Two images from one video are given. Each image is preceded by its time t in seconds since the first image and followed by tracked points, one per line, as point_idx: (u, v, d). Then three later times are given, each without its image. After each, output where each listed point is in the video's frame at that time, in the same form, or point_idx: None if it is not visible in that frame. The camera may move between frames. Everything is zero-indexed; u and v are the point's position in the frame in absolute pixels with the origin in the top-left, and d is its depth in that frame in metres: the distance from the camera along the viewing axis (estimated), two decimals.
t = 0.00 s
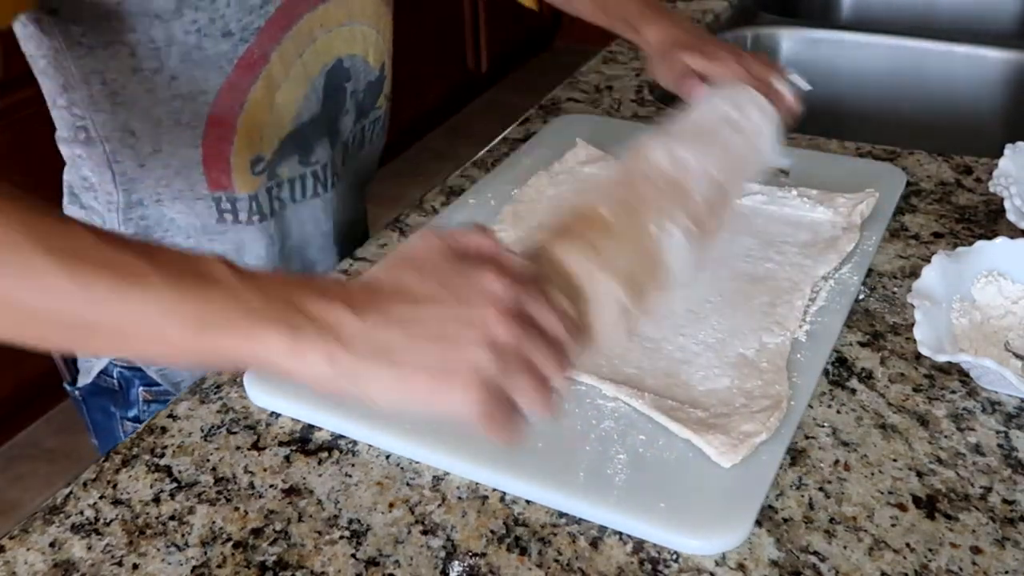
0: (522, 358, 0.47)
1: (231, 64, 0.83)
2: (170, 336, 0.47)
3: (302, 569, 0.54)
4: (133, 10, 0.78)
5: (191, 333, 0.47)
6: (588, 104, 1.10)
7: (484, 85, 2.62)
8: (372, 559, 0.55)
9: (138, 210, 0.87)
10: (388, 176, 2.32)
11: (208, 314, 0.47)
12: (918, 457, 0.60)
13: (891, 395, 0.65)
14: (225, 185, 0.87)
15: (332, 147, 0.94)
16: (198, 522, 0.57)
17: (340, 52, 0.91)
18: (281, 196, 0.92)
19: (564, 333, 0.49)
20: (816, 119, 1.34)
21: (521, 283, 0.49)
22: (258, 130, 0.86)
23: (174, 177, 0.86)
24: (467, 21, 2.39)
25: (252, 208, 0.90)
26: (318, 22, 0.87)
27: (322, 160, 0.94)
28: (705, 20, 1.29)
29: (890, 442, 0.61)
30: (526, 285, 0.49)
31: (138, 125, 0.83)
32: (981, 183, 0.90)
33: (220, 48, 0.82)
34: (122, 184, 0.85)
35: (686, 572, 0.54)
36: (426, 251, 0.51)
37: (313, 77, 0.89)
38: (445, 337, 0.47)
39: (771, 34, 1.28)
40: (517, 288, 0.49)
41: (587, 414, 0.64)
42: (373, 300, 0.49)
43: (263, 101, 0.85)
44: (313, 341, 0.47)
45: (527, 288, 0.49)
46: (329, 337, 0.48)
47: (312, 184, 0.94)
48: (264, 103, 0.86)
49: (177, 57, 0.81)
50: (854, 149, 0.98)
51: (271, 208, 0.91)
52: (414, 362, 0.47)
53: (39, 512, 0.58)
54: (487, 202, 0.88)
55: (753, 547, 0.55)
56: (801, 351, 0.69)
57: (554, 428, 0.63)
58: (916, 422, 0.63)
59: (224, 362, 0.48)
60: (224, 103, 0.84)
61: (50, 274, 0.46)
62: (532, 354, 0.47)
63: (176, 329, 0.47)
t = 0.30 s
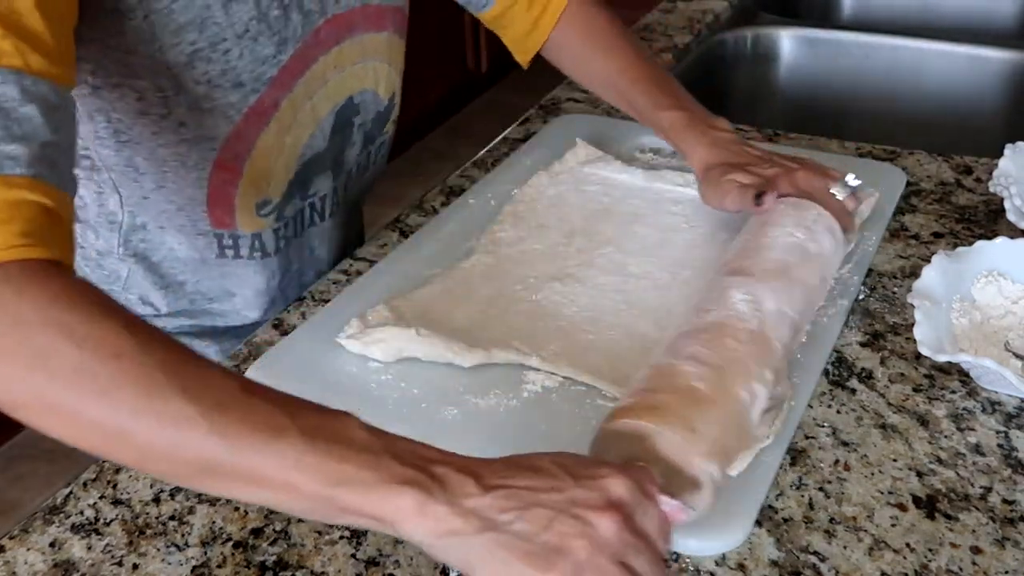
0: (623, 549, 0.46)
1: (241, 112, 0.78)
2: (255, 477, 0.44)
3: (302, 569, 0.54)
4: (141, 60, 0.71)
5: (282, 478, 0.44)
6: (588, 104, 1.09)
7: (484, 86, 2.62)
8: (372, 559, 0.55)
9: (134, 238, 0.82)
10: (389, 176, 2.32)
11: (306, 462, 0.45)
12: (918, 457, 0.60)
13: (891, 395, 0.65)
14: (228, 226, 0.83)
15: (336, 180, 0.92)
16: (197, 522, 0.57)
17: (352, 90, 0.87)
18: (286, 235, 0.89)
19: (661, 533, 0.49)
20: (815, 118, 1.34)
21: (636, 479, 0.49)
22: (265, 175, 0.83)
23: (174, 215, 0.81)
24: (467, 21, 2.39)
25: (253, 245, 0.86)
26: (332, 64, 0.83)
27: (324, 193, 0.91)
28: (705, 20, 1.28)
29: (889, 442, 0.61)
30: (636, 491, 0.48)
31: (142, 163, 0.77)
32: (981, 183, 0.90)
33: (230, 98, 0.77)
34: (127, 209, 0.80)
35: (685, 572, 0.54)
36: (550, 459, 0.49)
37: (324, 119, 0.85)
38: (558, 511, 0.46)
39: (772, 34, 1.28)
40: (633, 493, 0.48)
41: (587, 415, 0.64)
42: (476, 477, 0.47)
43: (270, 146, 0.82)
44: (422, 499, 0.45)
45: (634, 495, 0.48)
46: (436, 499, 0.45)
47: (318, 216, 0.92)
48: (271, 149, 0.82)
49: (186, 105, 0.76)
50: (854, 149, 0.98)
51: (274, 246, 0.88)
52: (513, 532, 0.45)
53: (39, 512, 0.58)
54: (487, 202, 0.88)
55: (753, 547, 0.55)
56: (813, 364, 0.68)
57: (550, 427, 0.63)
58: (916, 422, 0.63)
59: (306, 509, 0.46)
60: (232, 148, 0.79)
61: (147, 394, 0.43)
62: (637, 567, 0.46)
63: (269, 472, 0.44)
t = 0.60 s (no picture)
0: (417, 484, 0.49)
1: (225, 109, 0.77)
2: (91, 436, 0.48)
3: (302, 569, 0.54)
4: (122, 57, 0.70)
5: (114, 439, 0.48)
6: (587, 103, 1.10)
7: (484, 86, 2.63)
8: (372, 559, 0.55)
9: (126, 234, 0.82)
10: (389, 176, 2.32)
11: (140, 424, 0.49)
12: (918, 457, 0.60)
13: (891, 395, 0.65)
14: (215, 223, 0.83)
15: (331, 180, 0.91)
16: (198, 522, 0.57)
17: (341, 88, 0.86)
18: (277, 234, 0.88)
19: (469, 470, 0.51)
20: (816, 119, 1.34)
21: (432, 423, 0.52)
22: (251, 172, 0.81)
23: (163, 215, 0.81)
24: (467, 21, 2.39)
25: (240, 242, 0.86)
26: (319, 61, 0.83)
27: (320, 195, 0.90)
28: (705, 20, 1.28)
29: (889, 442, 0.61)
30: (431, 432, 0.51)
31: (128, 161, 0.78)
32: (981, 183, 0.90)
33: (215, 94, 0.76)
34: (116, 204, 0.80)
35: (685, 572, 0.54)
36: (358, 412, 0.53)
37: (314, 117, 0.84)
38: (356, 452, 0.50)
39: (772, 34, 1.28)
40: (428, 432, 0.51)
41: (587, 416, 0.64)
42: (297, 436, 0.51)
43: (258, 144, 0.80)
44: (246, 457, 0.49)
45: (428, 435, 0.51)
46: (257, 453, 0.49)
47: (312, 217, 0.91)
48: (260, 146, 0.80)
49: (172, 100, 0.75)
50: (854, 149, 0.98)
51: (262, 243, 0.88)
52: (317, 476, 0.49)
53: (39, 512, 0.58)
54: (487, 202, 0.88)
55: (753, 547, 0.55)
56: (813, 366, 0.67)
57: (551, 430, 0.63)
58: (916, 422, 0.63)
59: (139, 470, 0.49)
60: (218, 144, 0.78)
61: None
62: (432, 498, 0.49)
63: (104, 433, 0.48)
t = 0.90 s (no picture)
0: (286, 427, 0.53)
1: (189, 89, 0.78)
2: None
3: (302, 569, 0.54)
4: (86, 35, 0.73)
5: (13, 382, 0.52)
6: (588, 104, 1.10)
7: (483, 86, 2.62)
8: (372, 559, 0.55)
9: (103, 217, 0.82)
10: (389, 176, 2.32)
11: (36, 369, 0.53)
12: (918, 457, 0.60)
13: (891, 395, 0.65)
14: (186, 202, 0.83)
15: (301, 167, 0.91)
16: (197, 522, 0.57)
17: (310, 73, 0.87)
18: (249, 215, 0.88)
19: (340, 420, 0.55)
20: (816, 120, 1.34)
21: (308, 375, 0.56)
22: (219, 152, 0.82)
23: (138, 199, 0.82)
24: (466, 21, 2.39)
25: (212, 222, 0.85)
26: (285, 45, 0.83)
27: (287, 180, 0.89)
28: (705, 20, 1.28)
29: (889, 442, 0.61)
30: (305, 382, 0.56)
31: (99, 142, 0.78)
32: (981, 183, 0.90)
33: (178, 74, 0.77)
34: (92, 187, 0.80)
35: (685, 572, 0.54)
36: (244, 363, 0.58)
37: (281, 100, 0.85)
38: (231, 396, 0.54)
39: (772, 34, 1.28)
40: (301, 381, 0.56)
41: (569, 414, 0.63)
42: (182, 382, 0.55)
43: (224, 124, 0.81)
44: (131, 399, 0.53)
45: (301, 385, 0.55)
46: (142, 395, 0.53)
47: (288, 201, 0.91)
48: (227, 125, 0.81)
49: (137, 80, 0.76)
50: (854, 149, 0.98)
51: (234, 224, 0.87)
52: (194, 417, 0.53)
53: (39, 512, 0.58)
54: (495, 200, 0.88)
55: (753, 547, 0.55)
56: (817, 375, 0.67)
57: (530, 428, 0.63)
58: (915, 422, 0.63)
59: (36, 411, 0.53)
60: (184, 124, 0.79)
61: None
62: (300, 441, 0.53)
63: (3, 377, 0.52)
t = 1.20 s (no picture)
0: (210, 396, 0.56)
1: (169, 73, 0.77)
2: None
3: (302, 569, 0.54)
4: (66, 21, 0.72)
5: None
6: (588, 104, 1.10)
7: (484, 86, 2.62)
8: (372, 559, 0.55)
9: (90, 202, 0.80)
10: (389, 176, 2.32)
11: None
12: (918, 457, 0.60)
13: (891, 395, 0.65)
14: (170, 186, 0.81)
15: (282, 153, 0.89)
16: (197, 522, 0.57)
17: (292, 61, 0.85)
18: (233, 200, 0.86)
19: (270, 389, 0.58)
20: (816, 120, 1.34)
21: (236, 350, 0.59)
22: (200, 136, 0.80)
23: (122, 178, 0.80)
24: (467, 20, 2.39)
25: (197, 208, 0.84)
26: (268, 32, 0.82)
27: (269, 167, 0.87)
28: (705, 20, 1.28)
29: (889, 442, 0.61)
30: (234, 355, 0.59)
31: (85, 127, 0.77)
32: (981, 183, 0.90)
33: (158, 58, 0.76)
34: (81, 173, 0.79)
35: (685, 573, 0.54)
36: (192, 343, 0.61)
37: (263, 87, 0.83)
38: (163, 373, 0.57)
39: (772, 34, 1.28)
40: (230, 356, 0.58)
41: (532, 411, 0.64)
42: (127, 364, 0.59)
43: (205, 109, 0.79)
44: (77, 380, 0.56)
45: (229, 359, 0.58)
46: (88, 376, 0.57)
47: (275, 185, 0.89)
48: (207, 111, 0.80)
49: (118, 64, 0.75)
50: (854, 149, 0.98)
51: (219, 210, 0.85)
52: (130, 393, 0.56)
53: (39, 512, 0.58)
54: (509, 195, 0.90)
55: (753, 547, 0.55)
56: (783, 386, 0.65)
57: (488, 424, 0.63)
58: (916, 423, 0.63)
59: None
60: (165, 108, 0.78)
61: None
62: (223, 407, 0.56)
63: None
